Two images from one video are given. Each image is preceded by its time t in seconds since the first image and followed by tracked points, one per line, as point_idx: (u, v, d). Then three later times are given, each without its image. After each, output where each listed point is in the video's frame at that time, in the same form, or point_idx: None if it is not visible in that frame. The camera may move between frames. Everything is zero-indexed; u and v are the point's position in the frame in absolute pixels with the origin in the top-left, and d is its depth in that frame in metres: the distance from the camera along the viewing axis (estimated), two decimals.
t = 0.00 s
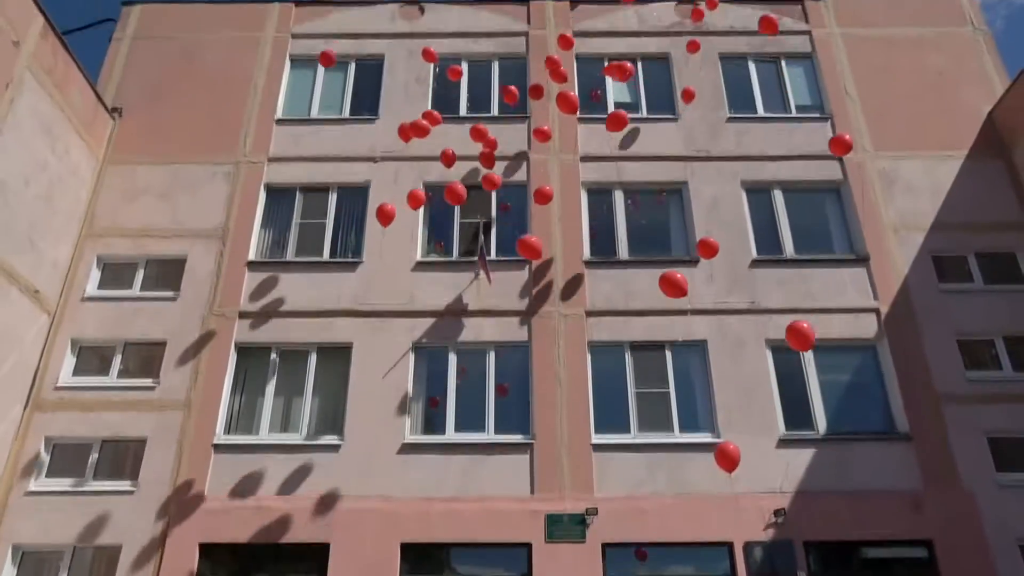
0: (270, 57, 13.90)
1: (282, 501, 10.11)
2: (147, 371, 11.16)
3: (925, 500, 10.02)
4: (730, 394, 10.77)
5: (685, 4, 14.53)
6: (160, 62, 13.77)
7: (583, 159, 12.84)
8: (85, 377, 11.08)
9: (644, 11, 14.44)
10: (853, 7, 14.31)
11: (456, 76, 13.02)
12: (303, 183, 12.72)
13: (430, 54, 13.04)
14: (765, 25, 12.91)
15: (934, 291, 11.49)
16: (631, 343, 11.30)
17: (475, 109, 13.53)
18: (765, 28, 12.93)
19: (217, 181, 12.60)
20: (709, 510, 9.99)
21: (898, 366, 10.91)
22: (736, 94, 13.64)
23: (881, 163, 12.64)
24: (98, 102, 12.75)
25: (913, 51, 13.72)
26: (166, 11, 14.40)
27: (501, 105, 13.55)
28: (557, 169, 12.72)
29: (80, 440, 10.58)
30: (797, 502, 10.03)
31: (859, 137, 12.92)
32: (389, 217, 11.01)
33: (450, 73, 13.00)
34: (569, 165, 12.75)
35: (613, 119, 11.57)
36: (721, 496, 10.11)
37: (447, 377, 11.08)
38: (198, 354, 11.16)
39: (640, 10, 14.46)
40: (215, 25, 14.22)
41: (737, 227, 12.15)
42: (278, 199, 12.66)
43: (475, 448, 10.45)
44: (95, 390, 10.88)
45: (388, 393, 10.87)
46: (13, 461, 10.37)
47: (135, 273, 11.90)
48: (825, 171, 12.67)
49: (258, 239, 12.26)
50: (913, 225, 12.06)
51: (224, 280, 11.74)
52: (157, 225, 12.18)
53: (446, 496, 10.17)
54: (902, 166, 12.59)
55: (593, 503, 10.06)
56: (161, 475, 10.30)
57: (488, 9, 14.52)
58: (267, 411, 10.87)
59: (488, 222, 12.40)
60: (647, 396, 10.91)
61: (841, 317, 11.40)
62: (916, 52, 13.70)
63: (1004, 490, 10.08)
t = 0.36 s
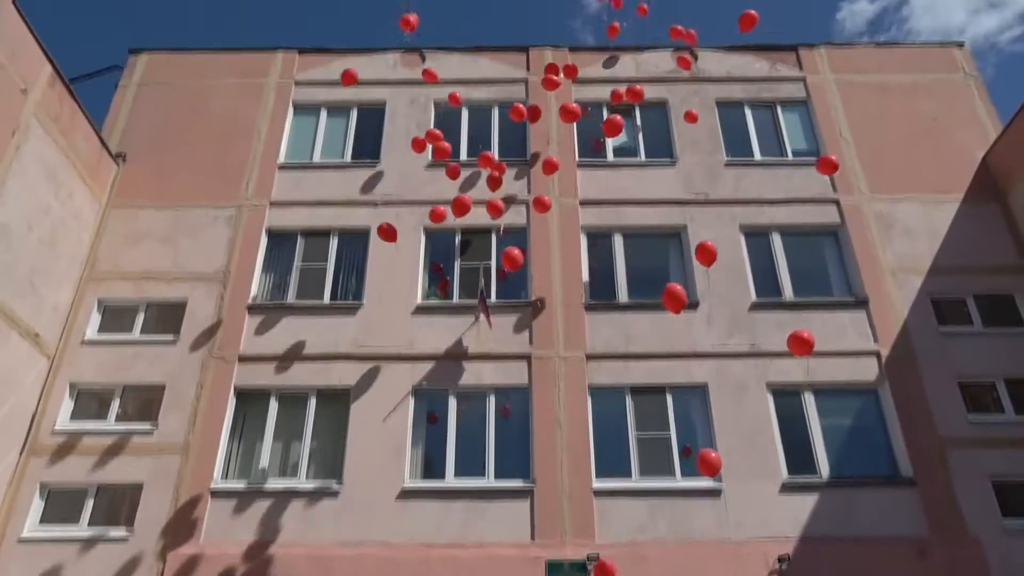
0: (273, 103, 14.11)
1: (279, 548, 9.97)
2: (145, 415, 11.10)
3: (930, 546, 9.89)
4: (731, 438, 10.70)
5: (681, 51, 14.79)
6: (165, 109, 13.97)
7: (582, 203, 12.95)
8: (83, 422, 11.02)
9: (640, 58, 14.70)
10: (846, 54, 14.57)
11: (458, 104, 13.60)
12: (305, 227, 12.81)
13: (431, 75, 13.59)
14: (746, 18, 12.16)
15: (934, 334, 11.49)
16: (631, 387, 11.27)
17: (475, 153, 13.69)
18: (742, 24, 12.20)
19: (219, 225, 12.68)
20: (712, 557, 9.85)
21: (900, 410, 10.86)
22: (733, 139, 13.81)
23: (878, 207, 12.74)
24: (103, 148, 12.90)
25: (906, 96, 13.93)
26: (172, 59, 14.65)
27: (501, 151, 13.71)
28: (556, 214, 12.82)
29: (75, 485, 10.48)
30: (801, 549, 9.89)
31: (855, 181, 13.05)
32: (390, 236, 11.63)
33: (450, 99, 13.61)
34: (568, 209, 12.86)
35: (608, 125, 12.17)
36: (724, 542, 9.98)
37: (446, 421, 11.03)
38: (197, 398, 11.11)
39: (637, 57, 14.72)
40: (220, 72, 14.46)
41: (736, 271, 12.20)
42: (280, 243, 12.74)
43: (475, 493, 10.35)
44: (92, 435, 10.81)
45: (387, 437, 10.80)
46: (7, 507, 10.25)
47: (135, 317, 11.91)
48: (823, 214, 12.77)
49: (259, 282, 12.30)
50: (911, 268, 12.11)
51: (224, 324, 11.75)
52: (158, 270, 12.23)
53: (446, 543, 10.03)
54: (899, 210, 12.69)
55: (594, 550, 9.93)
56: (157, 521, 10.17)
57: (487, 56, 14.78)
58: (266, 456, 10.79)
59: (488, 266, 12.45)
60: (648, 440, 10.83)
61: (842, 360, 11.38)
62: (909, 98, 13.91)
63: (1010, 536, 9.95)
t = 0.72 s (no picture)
0: (278, 148, 14.28)
1: None
2: (144, 459, 11.02)
3: None
4: (735, 483, 10.60)
5: (681, 97, 15.01)
6: (171, 153, 14.14)
7: (583, 246, 13.02)
8: (81, 466, 10.94)
9: (641, 103, 14.91)
10: (843, 101, 14.78)
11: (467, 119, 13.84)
12: (307, 270, 12.87)
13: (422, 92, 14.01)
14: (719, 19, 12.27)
15: (937, 379, 11.45)
16: (634, 431, 11.20)
17: (477, 198, 13.82)
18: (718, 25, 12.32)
19: (222, 269, 12.75)
20: None
21: (905, 455, 10.78)
22: (733, 184, 13.94)
23: (878, 252, 12.80)
24: (108, 192, 13.03)
25: (903, 142, 14.10)
26: (179, 104, 14.87)
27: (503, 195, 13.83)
28: (557, 257, 12.89)
29: (72, 531, 10.35)
30: None
31: (855, 225, 13.14)
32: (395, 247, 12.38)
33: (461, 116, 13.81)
34: (570, 252, 12.93)
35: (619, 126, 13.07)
36: None
37: (447, 466, 10.94)
38: (197, 442, 11.05)
39: (637, 103, 14.93)
40: (226, 118, 14.67)
41: (737, 314, 12.22)
42: (282, 286, 12.79)
43: (476, 539, 10.21)
44: (90, 479, 10.71)
45: (388, 482, 10.70)
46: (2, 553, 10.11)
47: (136, 360, 11.90)
48: (823, 258, 12.83)
49: (261, 326, 12.31)
50: (912, 312, 12.13)
51: (225, 367, 11.73)
52: (161, 313, 12.26)
53: None
54: (899, 253, 12.75)
55: None
56: (153, 567, 10.01)
57: (490, 102, 15.00)
58: (265, 501, 10.68)
59: (490, 309, 12.48)
60: (650, 485, 10.72)
61: (845, 404, 11.33)
62: (906, 143, 14.07)
63: None
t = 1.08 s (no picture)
0: (284, 190, 14.41)
1: None
2: (143, 501, 10.91)
3: None
4: (741, 528, 10.45)
5: (683, 141, 15.16)
6: (177, 195, 14.27)
7: (587, 288, 13.06)
8: (80, 508, 10.83)
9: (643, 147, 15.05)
10: (844, 145, 14.91)
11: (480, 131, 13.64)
12: (311, 311, 12.88)
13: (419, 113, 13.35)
14: (691, 43, 12.51)
15: (943, 422, 11.37)
16: (638, 474, 11.10)
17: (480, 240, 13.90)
18: (689, 49, 12.56)
19: (226, 309, 12.77)
20: None
21: (912, 500, 10.65)
22: (735, 226, 14.02)
23: (881, 294, 12.82)
24: (115, 233, 13.11)
25: (904, 185, 14.19)
26: (186, 147, 15.05)
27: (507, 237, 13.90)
28: (560, 299, 12.90)
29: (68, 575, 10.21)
30: None
31: (857, 268, 13.17)
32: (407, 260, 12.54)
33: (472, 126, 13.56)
34: (573, 294, 12.96)
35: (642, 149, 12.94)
36: None
37: (449, 509, 10.82)
38: (197, 484, 10.95)
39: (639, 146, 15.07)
40: (233, 160, 14.83)
41: (741, 356, 12.19)
42: (286, 326, 12.79)
43: None
44: (88, 522, 10.60)
45: (389, 525, 10.57)
46: None
47: (138, 401, 11.85)
48: (826, 300, 12.84)
49: (264, 366, 12.29)
50: (917, 354, 12.09)
51: (227, 408, 11.68)
52: (163, 353, 12.25)
53: None
54: (902, 296, 12.75)
55: None
56: None
57: (493, 145, 15.16)
58: (264, 545, 10.54)
59: (493, 350, 12.46)
60: (655, 529, 10.58)
61: (851, 447, 11.24)
62: (907, 187, 14.16)
63: None
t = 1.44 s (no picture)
0: (288, 228, 14.51)
1: None
2: (141, 540, 10.80)
3: None
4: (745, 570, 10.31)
5: (684, 181, 15.27)
6: (183, 233, 14.36)
7: (589, 327, 13.06)
8: (77, 547, 10.72)
9: (645, 186, 15.15)
10: (844, 185, 15.01)
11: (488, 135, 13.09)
12: (313, 349, 12.88)
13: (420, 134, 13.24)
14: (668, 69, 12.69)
15: (948, 464, 11.27)
16: (641, 515, 10.98)
17: (483, 278, 13.94)
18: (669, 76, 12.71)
19: (228, 346, 12.77)
20: None
21: (919, 543, 10.52)
22: (737, 265, 14.06)
23: (884, 333, 12.80)
24: (120, 271, 13.18)
25: (905, 225, 14.26)
26: (192, 185, 15.18)
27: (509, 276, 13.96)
28: (563, 337, 12.91)
29: None
30: None
31: (859, 307, 13.18)
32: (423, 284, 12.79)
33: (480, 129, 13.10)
34: (575, 333, 12.96)
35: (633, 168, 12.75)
36: None
37: (450, 549, 10.70)
38: (196, 523, 10.85)
39: (641, 185, 15.18)
40: (238, 198, 14.95)
41: (744, 396, 12.14)
42: (288, 364, 12.78)
43: None
44: (85, 561, 10.48)
45: (389, 566, 10.44)
46: None
47: (139, 439, 11.79)
48: (829, 340, 12.82)
49: (265, 404, 12.25)
50: (921, 395, 12.04)
51: (228, 446, 11.61)
52: (165, 391, 12.22)
53: None
54: (905, 336, 12.74)
55: None
56: None
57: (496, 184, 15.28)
58: None
59: (495, 389, 12.43)
60: (658, 571, 10.43)
61: (855, 489, 11.14)
62: (907, 227, 14.23)
63: None
